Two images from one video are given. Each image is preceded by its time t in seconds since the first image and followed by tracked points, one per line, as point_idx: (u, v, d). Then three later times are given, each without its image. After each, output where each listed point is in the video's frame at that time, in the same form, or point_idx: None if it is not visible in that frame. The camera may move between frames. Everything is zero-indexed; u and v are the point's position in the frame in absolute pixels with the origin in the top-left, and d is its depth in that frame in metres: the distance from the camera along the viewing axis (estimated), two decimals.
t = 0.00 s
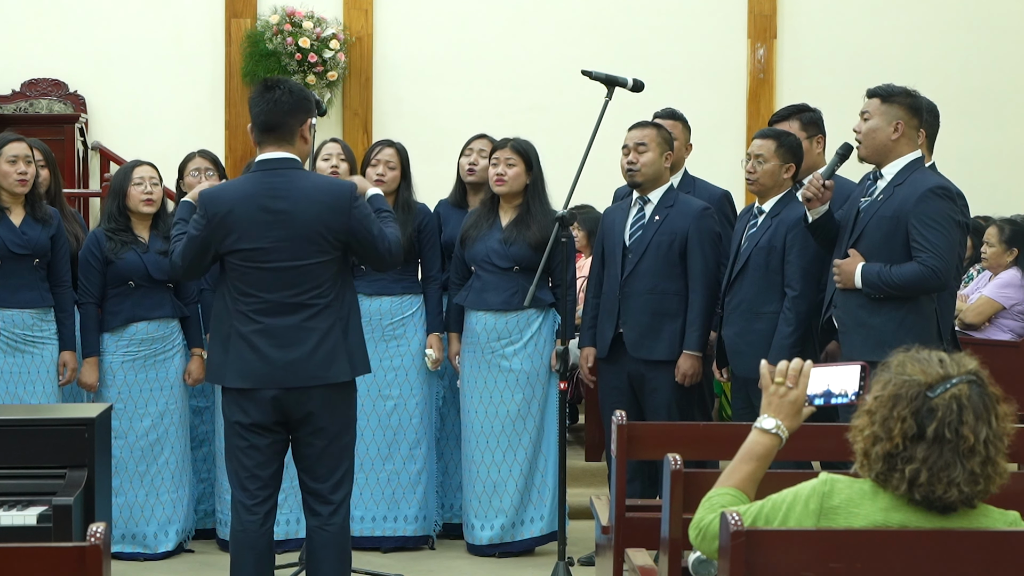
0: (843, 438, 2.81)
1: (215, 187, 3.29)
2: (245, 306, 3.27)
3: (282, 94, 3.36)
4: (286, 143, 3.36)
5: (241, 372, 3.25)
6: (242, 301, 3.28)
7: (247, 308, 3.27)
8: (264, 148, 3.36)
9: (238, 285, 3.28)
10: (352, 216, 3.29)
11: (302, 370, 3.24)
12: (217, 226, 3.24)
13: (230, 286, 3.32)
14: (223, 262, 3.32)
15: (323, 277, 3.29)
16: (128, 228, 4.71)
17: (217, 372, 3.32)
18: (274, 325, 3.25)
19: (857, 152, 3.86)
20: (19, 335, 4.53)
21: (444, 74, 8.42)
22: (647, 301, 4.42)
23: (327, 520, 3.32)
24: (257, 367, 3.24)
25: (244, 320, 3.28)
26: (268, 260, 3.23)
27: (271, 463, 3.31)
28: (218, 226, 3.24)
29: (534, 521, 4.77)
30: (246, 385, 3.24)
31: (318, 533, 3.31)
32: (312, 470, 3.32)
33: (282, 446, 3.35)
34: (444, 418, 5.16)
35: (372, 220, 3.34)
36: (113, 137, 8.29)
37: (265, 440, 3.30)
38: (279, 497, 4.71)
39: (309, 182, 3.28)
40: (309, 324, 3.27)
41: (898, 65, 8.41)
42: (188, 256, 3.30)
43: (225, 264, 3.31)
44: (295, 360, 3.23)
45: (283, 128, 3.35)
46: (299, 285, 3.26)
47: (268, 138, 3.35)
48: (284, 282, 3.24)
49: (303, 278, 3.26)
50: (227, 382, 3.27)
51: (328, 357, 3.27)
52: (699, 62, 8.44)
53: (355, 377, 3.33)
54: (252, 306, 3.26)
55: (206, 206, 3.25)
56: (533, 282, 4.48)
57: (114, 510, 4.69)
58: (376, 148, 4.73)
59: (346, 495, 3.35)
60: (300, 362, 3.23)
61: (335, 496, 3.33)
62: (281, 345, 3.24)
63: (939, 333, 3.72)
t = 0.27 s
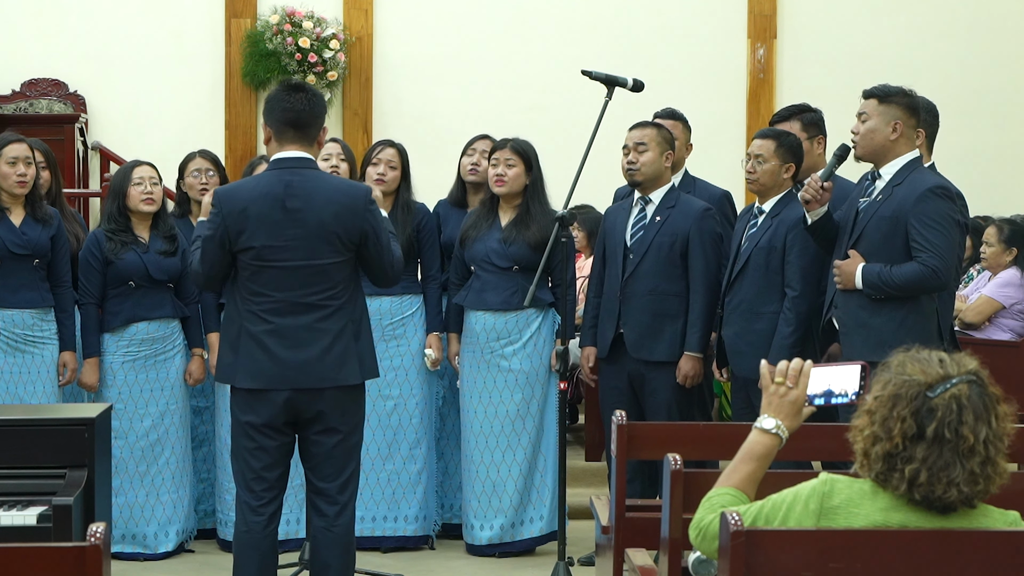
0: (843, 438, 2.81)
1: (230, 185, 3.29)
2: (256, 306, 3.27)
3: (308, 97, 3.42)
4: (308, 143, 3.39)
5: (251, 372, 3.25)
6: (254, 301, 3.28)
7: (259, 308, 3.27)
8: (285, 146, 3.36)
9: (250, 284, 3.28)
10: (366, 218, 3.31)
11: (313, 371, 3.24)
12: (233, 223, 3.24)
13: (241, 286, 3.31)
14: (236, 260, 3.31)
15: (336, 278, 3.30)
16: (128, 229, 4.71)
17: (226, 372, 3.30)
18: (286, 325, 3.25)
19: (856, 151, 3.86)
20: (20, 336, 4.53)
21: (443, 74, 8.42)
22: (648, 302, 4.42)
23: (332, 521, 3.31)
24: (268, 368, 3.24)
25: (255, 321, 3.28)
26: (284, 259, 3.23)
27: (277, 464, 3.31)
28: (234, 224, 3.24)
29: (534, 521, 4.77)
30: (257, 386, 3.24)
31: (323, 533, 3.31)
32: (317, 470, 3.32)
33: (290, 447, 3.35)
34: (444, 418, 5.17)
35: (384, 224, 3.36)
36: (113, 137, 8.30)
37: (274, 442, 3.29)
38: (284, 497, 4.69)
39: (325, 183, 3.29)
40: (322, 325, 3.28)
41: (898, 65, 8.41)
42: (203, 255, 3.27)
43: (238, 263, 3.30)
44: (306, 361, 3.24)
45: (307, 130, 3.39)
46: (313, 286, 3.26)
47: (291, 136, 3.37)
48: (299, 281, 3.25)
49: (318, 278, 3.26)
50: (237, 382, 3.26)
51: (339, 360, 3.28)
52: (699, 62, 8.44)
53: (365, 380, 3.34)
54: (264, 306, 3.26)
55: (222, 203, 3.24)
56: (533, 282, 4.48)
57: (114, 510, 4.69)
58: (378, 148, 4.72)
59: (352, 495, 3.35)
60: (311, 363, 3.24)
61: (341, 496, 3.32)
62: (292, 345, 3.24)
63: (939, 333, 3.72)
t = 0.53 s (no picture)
0: (844, 439, 2.81)
1: (240, 184, 3.28)
2: (262, 306, 3.27)
3: (319, 98, 3.42)
4: (318, 143, 3.40)
5: (257, 372, 3.24)
6: (260, 301, 3.27)
7: (265, 308, 3.26)
8: (297, 146, 3.36)
9: (257, 284, 3.27)
10: (373, 219, 3.32)
11: (319, 372, 3.24)
12: (242, 222, 3.23)
13: (248, 287, 3.31)
14: (243, 260, 3.30)
15: (343, 280, 3.30)
16: (130, 229, 4.71)
17: (230, 372, 3.29)
18: (292, 326, 3.25)
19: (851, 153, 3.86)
20: (20, 336, 4.54)
21: (443, 74, 8.42)
22: (648, 302, 4.42)
23: (335, 521, 3.31)
24: (273, 368, 3.23)
25: (261, 321, 3.27)
26: (292, 259, 3.23)
27: (281, 464, 3.31)
28: (243, 223, 3.23)
29: (533, 521, 4.77)
30: (262, 385, 3.23)
31: (326, 533, 3.31)
32: (319, 470, 3.32)
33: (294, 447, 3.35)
34: (444, 419, 5.17)
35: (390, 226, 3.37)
36: (113, 137, 8.29)
37: (278, 442, 3.29)
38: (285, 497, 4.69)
39: (333, 184, 3.30)
40: (329, 326, 3.28)
41: (898, 65, 8.41)
42: (212, 254, 3.27)
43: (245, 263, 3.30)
44: (312, 362, 3.24)
45: (317, 130, 3.39)
46: (321, 286, 3.26)
47: (303, 137, 3.36)
48: (307, 282, 3.25)
49: (325, 279, 3.27)
50: (243, 382, 3.25)
51: (345, 361, 3.28)
52: (699, 62, 8.44)
53: (369, 382, 3.34)
54: (271, 306, 3.26)
55: (232, 202, 3.24)
56: (533, 282, 4.48)
57: (115, 510, 4.69)
58: (374, 148, 4.74)
59: (354, 495, 3.35)
60: (316, 364, 3.24)
61: (344, 496, 3.32)
62: (298, 346, 3.24)
63: (939, 333, 3.72)
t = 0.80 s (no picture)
0: (844, 439, 2.81)
1: (241, 183, 3.28)
2: (263, 306, 3.27)
3: (321, 101, 3.41)
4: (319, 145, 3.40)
5: (258, 372, 3.24)
6: (261, 302, 3.27)
7: (267, 308, 3.26)
8: (298, 147, 3.36)
9: (258, 285, 3.28)
10: (374, 219, 3.32)
11: (320, 372, 3.24)
12: (244, 222, 3.23)
13: (249, 287, 3.31)
14: (244, 260, 3.30)
15: (343, 280, 3.30)
16: (131, 230, 4.71)
17: (230, 372, 3.29)
18: (292, 326, 3.25)
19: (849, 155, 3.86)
20: (20, 336, 4.54)
21: (443, 74, 8.42)
22: (649, 303, 4.42)
23: (335, 521, 3.31)
24: (274, 368, 3.23)
25: (261, 321, 3.27)
26: (294, 259, 3.23)
27: (282, 464, 3.31)
28: (244, 223, 3.23)
29: (533, 521, 4.77)
30: (263, 386, 3.23)
31: (327, 533, 3.31)
32: (320, 470, 3.32)
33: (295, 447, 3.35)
34: (444, 419, 5.17)
35: (390, 226, 3.37)
36: (113, 137, 8.29)
37: (279, 442, 3.29)
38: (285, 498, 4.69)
39: (334, 184, 3.30)
40: (329, 326, 3.28)
41: (897, 64, 8.41)
42: (214, 254, 3.27)
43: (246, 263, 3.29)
44: (313, 362, 3.24)
45: (318, 132, 3.39)
46: (322, 287, 3.26)
47: (304, 138, 3.36)
48: (308, 282, 3.25)
49: (326, 279, 3.27)
50: (244, 382, 3.25)
51: (346, 361, 3.28)
52: (699, 62, 8.44)
53: (369, 382, 3.34)
54: (271, 306, 3.26)
55: (232, 201, 3.23)
56: (533, 283, 4.48)
57: (114, 510, 4.69)
58: (373, 148, 4.75)
59: (354, 495, 3.35)
60: (317, 364, 3.24)
61: (344, 496, 3.32)
62: (299, 346, 3.24)
63: (939, 332, 3.72)
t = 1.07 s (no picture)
0: (844, 439, 2.81)
1: (238, 183, 3.28)
2: (262, 306, 3.27)
3: (319, 99, 3.41)
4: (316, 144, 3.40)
5: (256, 372, 3.24)
6: (260, 302, 3.27)
7: (265, 309, 3.26)
8: (294, 147, 3.36)
9: (257, 284, 3.27)
10: (372, 219, 3.32)
11: (318, 372, 3.24)
12: (241, 222, 3.23)
13: (247, 287, 3.31)
14: (243, 260, 3.30)
15: (342, 279, 3.30)
16: (132, 231, 4.71)
17: (229, 372, 3.29)
18: (291, 326, 3.25)
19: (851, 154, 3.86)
20: (20, 336, 4.54)
21: (443, 73, 8.42)
22: (650, 303, 4.42)
23: (334, 521, 3.31)
24: (272, 368, 3.23)
25: (260, 321, 3.27)
26: (292, 259, 3.23)
27: (280, 464, 3.31)
28: (242, 223, 3.23)
29: (533, 521, 4.77)
30: (262, 386, 3.23)
31: (326, 532, 3.31)
32: (320, 469, 3.32)
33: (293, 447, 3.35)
34: (444, 419, 5.17)
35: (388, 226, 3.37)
36: (113, 137, 8.29)
37: (278, 442, 3.29)
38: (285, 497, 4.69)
39: (332, 184, 3.30)
40: (328, 326, 3.28)
41: (897, 64, 8.41)
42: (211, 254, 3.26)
43: (244, 263, 3.29)
44: (311, 362, 3.24)
45: (316, 131, 3.39)
46: (320, 286, 3.26)
47: (302, 138, 3.36)
48: (306, 282, 3.25)
49: (324, 279, 3.27)
50: (242, 382, 3.25)
51: (344, 361, 3.28)
52: (698, 61, 8.44)
53: (368, 381, 3.34)
54: (270, 306, 3.26)
55: (230, 202, 3.23)
56: (533, 282, 4.48)
57: (114, 510, 4.69)
58: (373, 147, 4.75)
59: (353, 494, 3.35)
60: (315, 364, 3.24)
61: (343, 496, 3.32)
62: (297, 346, 3.24)
63: (939, 332, 3.72)
